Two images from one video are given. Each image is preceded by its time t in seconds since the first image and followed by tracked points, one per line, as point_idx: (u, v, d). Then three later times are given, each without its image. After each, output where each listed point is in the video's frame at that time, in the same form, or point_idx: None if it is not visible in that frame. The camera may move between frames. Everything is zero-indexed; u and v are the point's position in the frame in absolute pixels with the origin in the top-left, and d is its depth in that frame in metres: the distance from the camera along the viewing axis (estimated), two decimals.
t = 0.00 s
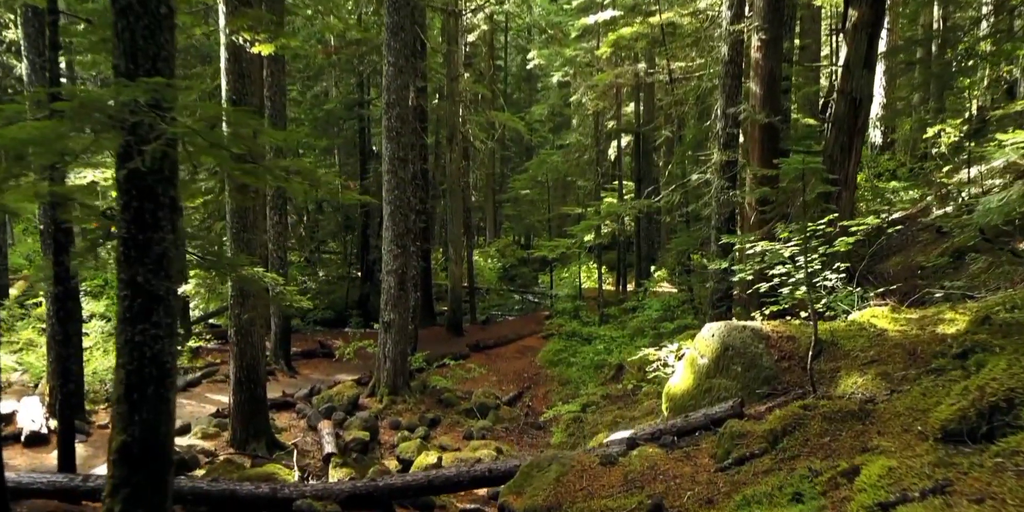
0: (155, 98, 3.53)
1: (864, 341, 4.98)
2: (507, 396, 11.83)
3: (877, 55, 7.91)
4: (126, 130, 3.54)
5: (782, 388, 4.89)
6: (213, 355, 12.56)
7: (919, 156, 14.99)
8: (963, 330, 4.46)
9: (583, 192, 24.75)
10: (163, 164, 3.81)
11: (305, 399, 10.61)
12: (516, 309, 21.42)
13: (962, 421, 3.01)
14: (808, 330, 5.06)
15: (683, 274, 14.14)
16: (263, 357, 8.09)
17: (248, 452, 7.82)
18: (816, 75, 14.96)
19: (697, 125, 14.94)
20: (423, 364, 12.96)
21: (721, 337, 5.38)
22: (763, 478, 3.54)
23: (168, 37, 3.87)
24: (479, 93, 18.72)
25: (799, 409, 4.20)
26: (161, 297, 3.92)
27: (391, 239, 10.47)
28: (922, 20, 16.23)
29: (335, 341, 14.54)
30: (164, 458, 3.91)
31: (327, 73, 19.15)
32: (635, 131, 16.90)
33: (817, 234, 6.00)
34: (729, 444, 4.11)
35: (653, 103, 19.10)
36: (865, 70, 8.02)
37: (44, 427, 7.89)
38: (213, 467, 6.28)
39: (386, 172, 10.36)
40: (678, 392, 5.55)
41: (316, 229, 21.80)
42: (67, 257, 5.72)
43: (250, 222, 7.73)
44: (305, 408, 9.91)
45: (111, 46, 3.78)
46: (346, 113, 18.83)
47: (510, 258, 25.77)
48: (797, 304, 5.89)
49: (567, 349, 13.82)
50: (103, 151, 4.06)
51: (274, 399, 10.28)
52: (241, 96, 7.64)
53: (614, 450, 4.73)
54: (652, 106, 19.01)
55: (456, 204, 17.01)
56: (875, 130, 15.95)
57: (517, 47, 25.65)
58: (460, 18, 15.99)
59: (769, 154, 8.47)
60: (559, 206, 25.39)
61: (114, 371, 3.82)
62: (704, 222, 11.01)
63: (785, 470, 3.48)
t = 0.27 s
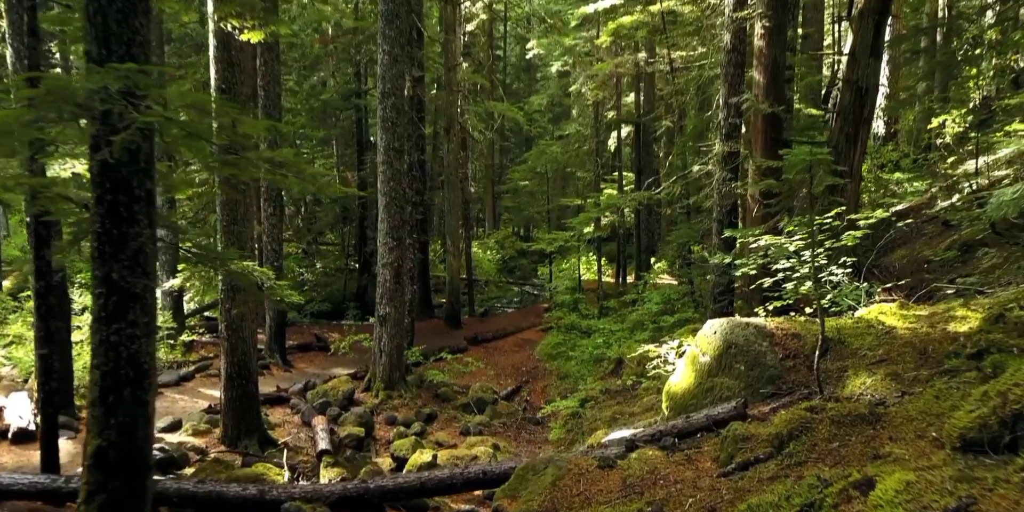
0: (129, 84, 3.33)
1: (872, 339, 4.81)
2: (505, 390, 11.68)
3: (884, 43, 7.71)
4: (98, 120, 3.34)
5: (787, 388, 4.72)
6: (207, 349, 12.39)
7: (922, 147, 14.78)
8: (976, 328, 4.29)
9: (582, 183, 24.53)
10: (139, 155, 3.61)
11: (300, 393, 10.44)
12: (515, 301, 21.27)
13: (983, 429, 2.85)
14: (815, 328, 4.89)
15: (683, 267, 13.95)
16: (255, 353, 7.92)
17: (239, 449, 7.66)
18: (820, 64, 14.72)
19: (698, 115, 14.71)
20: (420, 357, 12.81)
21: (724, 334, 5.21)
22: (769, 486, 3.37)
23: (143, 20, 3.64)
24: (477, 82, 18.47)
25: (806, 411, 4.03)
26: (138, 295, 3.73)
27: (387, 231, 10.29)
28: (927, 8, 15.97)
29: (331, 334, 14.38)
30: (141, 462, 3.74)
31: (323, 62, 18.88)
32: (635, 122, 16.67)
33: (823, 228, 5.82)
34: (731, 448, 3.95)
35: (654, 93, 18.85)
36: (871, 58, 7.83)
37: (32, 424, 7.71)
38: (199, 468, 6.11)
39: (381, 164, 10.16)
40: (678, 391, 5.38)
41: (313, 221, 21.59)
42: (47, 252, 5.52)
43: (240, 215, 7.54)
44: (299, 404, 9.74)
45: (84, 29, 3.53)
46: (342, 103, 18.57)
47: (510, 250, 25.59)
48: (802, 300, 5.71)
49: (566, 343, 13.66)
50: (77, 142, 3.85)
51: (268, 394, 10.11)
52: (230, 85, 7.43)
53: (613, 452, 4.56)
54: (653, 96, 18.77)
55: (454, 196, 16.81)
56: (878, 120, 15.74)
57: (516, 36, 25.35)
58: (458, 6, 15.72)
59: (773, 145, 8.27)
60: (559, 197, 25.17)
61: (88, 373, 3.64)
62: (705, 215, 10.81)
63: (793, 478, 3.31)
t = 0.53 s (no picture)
0: (103, 73, 3.16)
1: (880, 339, 4.66)
2: (503, 386, 11.54)
3: (891, 33, 7.54)
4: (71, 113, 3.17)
5: (792, 389, 4.57)
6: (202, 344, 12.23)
7: (926, 140, 14.59)
8: (988, 328, 4.15)
9: (582, 176, 24.34)
10: (116, 148, 3.45)
11: (295, 389, 10.30)
12: (514, 295, 21.12)
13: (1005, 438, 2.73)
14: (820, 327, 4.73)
15: (684, 262, 13.79)
16: (248, 350, 7.77)
17: (232, 447, 7.52)
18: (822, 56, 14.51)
19: (699, 108, 14.50)
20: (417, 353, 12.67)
21: (726, 333, 5.06)
22: (775, 493, 3.23)
23: (119, 7, 3.46)
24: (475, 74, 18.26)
25: (813, 415, 3.89)
26: (116, 295, 3.57)
27: (383, 225, 10.13)
28: None
29: (327, 329, 14.23)
30: (120, 466, 3.60)
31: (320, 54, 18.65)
32: (636, 114, 16.47)
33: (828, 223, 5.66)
34: (734, 453, 3.80)
35: (655, 85, 18.63)
36: (876, 48, 7.67)
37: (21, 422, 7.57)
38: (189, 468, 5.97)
39: (377, 157, 9.99)
40: (679, 390, 5.23)
41: (310, 214, 21.40)
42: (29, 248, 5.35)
43: (231, 209, 7.39)
44: (294, 400, 9.60)
45: (56, 15, 3.36)
46: (339, 95, 18.37)
47: (509, 243, 25.41)
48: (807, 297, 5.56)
49: (564, 338, 13.52)
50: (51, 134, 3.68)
51: (263, 390, 9.97)
52: (220, 76, 7.25)
53: (611, 455, 4.40)
54: (653, 88, 18.55)
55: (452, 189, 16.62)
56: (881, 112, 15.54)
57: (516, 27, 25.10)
58: None
59: (776, 137, 8.10)
60: (558, 190, 24.99)
61: (63, 375, 3.48)
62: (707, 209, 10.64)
63: (801, 487, 3.17)
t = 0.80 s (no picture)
0: (73, 63, 3.00)
1: (888, 339, 4.50)
2: (501, 383, 11.41)
3: (897, 22, 7.38)
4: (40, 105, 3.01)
5: (797, 392, 4.41)
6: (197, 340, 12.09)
7: (930, 132, 14.41)
8: (1002, 330, 4.00)
9: (581, 169, 24.17)
10: (90, 143, 3.29)
11: (290, 387, 10.15)
12: (513, 290, 20.97)
13: None
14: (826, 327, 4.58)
15: (684, 257, 13.65)
16: (240, 348, 7.62)
17: (224, 447, 7.39)
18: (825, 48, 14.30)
19: (700, 100, 14.32)
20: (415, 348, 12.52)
21: (729, 332, 4.90)
22: (783, 505, 3.07)
23: None
24: (473, 66, 18.06)
25: (820, 421, 3.73)
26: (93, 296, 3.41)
27: (379, 219, 9.96)
28: None
29: (324, 324, 14.08)
30: (98, 472, 3.45)
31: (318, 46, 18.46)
32: (636, 106, 16.29)
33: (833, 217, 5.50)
34: (737, 460, 3.65)
35: (655, 78, 18.42)
36: (882, 39, 7.50)
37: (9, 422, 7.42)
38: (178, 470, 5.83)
39: (372, 151, 9.81)
40: (681, 391, 5.08)
41: (308, 208, 21.25)
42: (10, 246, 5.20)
43: (222, 204, 7.24)
44: (289, 398, 9.46)
45: (25, 2, 3.19)
46: (336, 88, 18.15)
47: (508, 237, 25.26)
48: (813, 294, 5.40)
49: (563, 333, 13.38)
50: (23, 129, 3.52)
51: (257, 387, 9.83)
52: (209, 68, 7.08)
53: (609, 460, 4.25)
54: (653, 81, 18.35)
55: (450, 182, 16.46)
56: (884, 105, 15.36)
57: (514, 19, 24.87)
58: None
59: (779, 131, 7.92)
60: (558, 184, 24.81)
61: (37, 380, 3.33)
62: (708, 203, 10.47)
63: (809, 498, 3.01)
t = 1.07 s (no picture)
0: (34, 51, 2.79)
1: (898, 342, 4.32)
2: (499, 380, 11.25)
3: (905, 12, 7.16)
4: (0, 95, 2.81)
5: (803, 397, 4.23)
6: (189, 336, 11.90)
7: (933, 125, 14.22)
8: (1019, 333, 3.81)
9: (581, 163, 23.95)
10: (57, 137, 3.09)
11: (284, 384, 9.98)
12: (511, 285, 20.82)
13: None
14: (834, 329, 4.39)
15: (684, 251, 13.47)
16: (230, 347, 7.42)
17: (214, 448, 7.21)
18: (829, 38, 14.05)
19: (701, 92, 14.10)
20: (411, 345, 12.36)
21: (732, 334, 4.72)
22: None
23: None
24: (471, 58, 17.82)
25: (830, 430, 3.55)
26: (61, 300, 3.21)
27: (374, 214, 9.76)
28: None
29: (319, 320, 13.91)
30: (66, 486, 3.25)
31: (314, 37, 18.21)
32: (636, 98, 16.08)
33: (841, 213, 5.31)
34: (742, 471, 3.45)
35: (655, 70, 18.18)
36: (889, 29, 7.29)
37: None
38: (163, 475, 5.65)
39: (366, 144, 9.60)
40: (682, 395, 4.90)
41: (304, 202, 21.05)
42: None
43: (210, 200, 7.04)
44: (282, 396, 9.28)
45: None
46: (333, 80, 17.91)
47: (506, 231, 25.08)
48: (818, 293, 5.21)
49: (562, 329, 13.21)
50: None
51: (250, 386, 9.64)
52: (196, 59, 6.84)
53: (607, 468, 4.07)
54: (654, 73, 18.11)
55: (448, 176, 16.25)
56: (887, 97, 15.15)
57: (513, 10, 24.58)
58: None
59: (782, 124, 7.78)
60: (557, 177, 24.60)
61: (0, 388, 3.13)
62: (710, 197, 10.27)
63: None
